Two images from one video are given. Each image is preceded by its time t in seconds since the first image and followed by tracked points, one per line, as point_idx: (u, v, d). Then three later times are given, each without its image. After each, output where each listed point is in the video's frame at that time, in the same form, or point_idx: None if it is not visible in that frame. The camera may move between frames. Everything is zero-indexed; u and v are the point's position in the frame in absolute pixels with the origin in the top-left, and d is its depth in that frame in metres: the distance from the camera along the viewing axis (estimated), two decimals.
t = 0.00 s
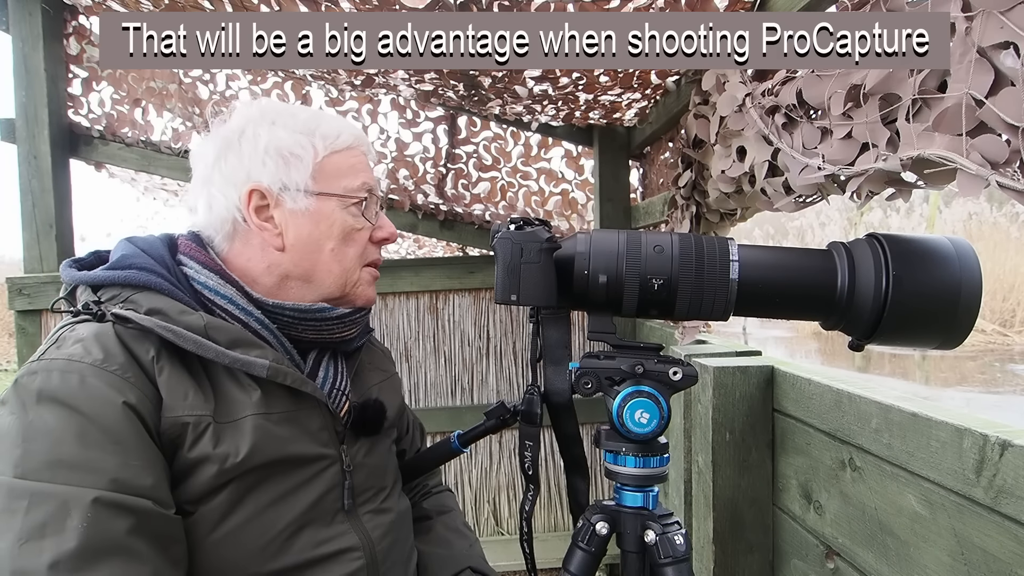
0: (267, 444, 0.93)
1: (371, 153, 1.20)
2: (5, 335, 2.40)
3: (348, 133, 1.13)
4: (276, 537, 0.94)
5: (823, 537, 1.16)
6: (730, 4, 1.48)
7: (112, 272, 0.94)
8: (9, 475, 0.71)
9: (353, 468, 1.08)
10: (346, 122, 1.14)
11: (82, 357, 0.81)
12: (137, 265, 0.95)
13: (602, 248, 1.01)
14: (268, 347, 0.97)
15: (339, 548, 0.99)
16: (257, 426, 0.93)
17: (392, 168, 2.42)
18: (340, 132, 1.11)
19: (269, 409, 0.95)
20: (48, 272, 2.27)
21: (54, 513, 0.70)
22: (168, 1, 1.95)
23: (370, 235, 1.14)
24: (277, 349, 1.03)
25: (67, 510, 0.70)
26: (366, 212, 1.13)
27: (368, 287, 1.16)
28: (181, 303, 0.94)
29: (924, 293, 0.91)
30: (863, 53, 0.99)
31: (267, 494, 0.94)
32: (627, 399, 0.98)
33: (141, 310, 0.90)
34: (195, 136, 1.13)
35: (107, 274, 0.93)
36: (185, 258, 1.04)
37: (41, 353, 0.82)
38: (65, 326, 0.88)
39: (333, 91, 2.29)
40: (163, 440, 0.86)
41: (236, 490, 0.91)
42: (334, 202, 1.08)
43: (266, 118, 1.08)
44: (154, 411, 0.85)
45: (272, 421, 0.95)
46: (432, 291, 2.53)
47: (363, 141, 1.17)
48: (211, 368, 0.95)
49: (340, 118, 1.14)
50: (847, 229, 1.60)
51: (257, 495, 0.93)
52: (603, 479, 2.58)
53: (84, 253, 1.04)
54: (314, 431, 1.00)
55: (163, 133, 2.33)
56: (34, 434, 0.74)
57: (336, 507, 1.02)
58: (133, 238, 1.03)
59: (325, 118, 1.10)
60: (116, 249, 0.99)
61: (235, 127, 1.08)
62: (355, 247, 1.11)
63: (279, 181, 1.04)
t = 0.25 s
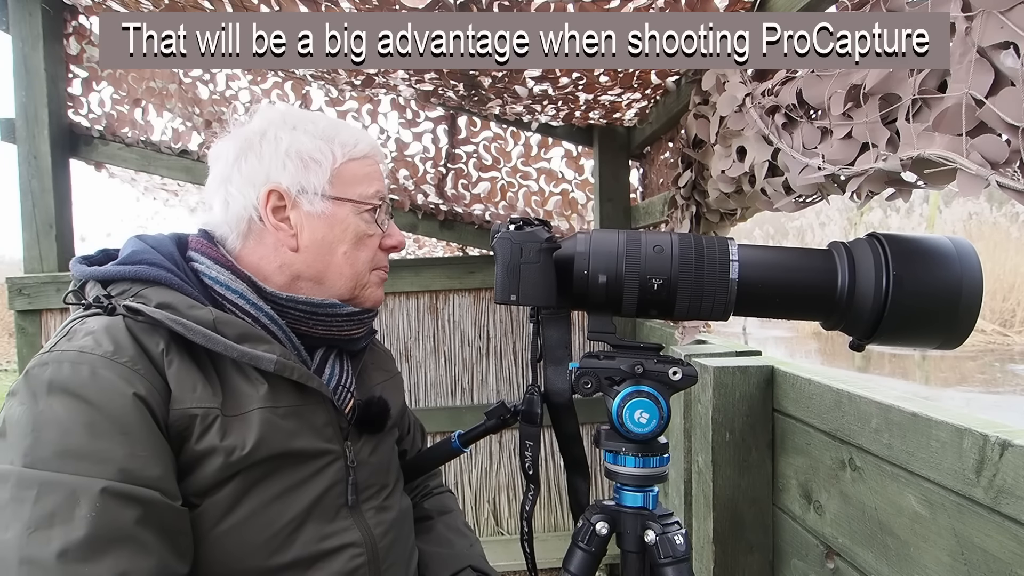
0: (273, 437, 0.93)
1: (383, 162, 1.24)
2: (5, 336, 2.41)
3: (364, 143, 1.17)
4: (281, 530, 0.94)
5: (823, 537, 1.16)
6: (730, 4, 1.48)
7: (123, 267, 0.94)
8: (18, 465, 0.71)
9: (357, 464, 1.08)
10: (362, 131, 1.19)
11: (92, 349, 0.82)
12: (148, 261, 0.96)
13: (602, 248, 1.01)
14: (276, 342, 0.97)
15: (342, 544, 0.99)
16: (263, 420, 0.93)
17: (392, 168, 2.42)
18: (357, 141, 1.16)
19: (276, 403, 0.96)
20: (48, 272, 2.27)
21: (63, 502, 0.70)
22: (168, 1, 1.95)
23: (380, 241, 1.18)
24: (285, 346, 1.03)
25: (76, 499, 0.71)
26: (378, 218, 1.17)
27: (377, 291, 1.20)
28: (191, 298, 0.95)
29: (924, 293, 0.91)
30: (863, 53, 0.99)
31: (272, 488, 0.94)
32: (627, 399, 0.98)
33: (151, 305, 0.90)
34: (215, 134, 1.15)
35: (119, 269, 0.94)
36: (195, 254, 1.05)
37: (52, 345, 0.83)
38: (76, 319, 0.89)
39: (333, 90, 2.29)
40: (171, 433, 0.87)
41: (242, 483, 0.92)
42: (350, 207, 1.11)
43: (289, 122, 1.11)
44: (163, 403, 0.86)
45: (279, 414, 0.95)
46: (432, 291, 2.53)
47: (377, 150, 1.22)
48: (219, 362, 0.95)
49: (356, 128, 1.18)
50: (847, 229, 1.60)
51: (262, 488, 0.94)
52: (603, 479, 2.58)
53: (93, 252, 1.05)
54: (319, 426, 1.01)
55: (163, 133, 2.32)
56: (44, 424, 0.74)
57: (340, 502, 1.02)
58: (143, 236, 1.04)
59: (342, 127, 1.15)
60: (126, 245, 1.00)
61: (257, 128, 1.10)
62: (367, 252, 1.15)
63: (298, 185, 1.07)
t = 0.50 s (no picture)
0: (277, 435, 0.94)
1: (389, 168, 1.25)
2: (4, 336, 2.41)
3: (372, 149, 1.17)
4: (283, 528, 0.94)
5: (823, 538, 1.16)
6: (730, 4, 1.48)
7: (130, 265, 0.94)
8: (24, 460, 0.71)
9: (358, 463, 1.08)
10: (370, 137, 1.19)
11: (99, 346, 0.82)
12: (155, 259, 0.96)
13: (602, 249, 1.01)
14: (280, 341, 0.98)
15: (343, 543, 0.99)
16: (267, 417, 0.93)
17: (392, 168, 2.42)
18: (366, 147, 1.16)
19: (280, 401, 0.96)
20: (48, 272, 2.27)
21: (69, 497, 0.70)
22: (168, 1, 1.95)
23: (384, 246, 1.18)
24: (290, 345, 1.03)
25: (81, 494, 0.71)
26: (383, 223, 1.18)
27: (379, 295, 1.20)
28: (197, 297, 0.95)
29: (924, 293, 0.91)
30: (863, 53, 0.99)
31: (275, 486, 0.95)
32: (627, 399, 0.98)
33: (156, 302, 0.91)
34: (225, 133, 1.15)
35: (126, 267, 0.94)
36: (201, 253, 1.05)
37: (59, 342, 0.83)
38: (81, 316, 0.89)
39: (333, 90, 2.29)
40: (176, 430, 0.87)
41: (245, 480, 0.92)
42: (356, 212, 1.12)
43: (299, 126, 1.12)
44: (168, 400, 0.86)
45: (283, 412, 0.96)
46: (432, 291, 2.53)
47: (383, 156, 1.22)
48: (224, 360, 0.96)
49: (364, 133, 1.19)
50: (847, 229, 1.60)
51: (265, 486, 0.94)
52: (603, 479, 2.58)
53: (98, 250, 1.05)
54: (321, 425, 1.01)
55: (163, 133, 2.32)
56: (50, 420, 0.74)
57: (341, 501, 1.02)
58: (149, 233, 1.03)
59: (351, 132, 1.15)
60: (132, 244, 1.00)
61: (268, 131, 1.11)
62: (371, 257, 1.16)
63: (305, 188, 1.07)
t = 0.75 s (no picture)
0: (277, 434, 0.94)
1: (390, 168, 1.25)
2: (4, 336, 2.41)
3: (372, 149, 1.17)
4: (283, 528, 0.94)
5: (823, 537, 1.16)
6: (730, 4, 1.48)
7: (131, 266, 0.94)
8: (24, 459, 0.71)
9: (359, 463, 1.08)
10: (370, 137, 1.19)
11: (100, 346, 0.82)
12: (155, 259, 0.96)
13: (602, 249, 1.01)
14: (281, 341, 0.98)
15: (343, 542, 0.99)
16: (267, 417, 0.93)
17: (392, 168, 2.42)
18: (366, 147, 1.16)
19: (280, 401, 0.96)
20: (48, 272, 2.27)
21: (69, 496, 0.70)
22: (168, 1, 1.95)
23: (384, 246, 1.18)
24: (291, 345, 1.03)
25: (81, 494, 0.71)
26: (383, 223, 1.18)
27: (379, 296, 1.20)
28: (197, 297, 0.95)
29: (924, 293, 0.91)
30: (863, 53, 0.99)
31: (275, 486, 0.95)
32: (627, 399, 0.98)
33: (157, 302, 0.91)
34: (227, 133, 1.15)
35: (126, 268, 0.93)
36: (201, 253, 1.05)
37: (60, 342, 0.84)
38: (82, 316, 0.89)
39: (333, 90, 2.29)
40: (176, 429, 0.87)
41: (246, 480, 0.92)
42: (356, 213, 1.12)
43: (300, 126, 1.12)
44: (169, 400, 0.86)
45: (283, 412, 0.96)
46: (432, 291, 2.53)
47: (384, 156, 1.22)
48: (224, 360, 0.96)
49: (365, 133, 1.19)
50: (847, 229, 1.60)
51: (265, 486, 0.94)
52: (603, 479, 2.58)
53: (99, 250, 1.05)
54: (321, 425, 1.01)
55: (163, 133, 2.32)
56: (51, 419, 0.74)
57: (341, 501, 1.02)
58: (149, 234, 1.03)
59: (352, 132, 1.15)
60: (133, 244, 1.00)
61: (269, 131, 1.11)
62: (370, 257, 1.16)
63: (306, 188, 1.07)
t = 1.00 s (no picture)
0: (275, 435, 0.94)
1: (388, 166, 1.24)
2: (5, 336, 2.41)
3: (370, 148, 1.18)
4: (283, 528, 0.94)
5: (823, 537, 1.16)
6: (730, 4, 1.48)
7: (129, 266, 0.94)
8: (23, 460, 0.71)
9: (358, 463, 1.08)
10: (368, 136, 1.19)
11: (98, 346, 0.82)
12: (153, 260, 0.96)
13: (602, 249, 1.01)
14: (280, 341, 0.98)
15: (343, 542, 0.99)
16: (266, 418, 0.93)
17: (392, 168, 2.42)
18: (364, 146, 1.16)
19: (279, 401, 0.96)
20: (48, 272, 2.27)
21: (68, 497, 0.70)
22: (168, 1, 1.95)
23: (382, 245, 1.18)
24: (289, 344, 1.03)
25: (80, 495, 0.71)
26: (381, 222, 1.18)
27: (376, 295, 1.20)
28: (195, 298, 0.95)
29: (924, 293, 0.91)
30: (863, 53, 0.99)
31: (274, 486, 0.95)
32: (627, 399, 0.98)
33: (156, 303, 0.91)
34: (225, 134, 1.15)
35: (124, 268, 0.94)
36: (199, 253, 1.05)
37: (58, 342, 0.83)
38: (81, 316, 0.89)
39: (333, 91, 2.29)
40: (175, 429, 0.87)
41: (244, 481, 0.92)
42: (354, 211, 1.12)
43: (297, 125, 1.12)
44: (168, 400, 0.86)
45: (282, 412, 0.96)
46: (432, 291, 2.53)
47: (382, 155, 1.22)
48: (223, 360, 0.96)
49: (363, 133, 1.19)
50: (847, 229, 1.60)
51: (264, 487, 0.94)
52: (603, 479, 2.58)
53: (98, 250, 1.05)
54: (320, 425, 1.01)
55: (163, 133, 2.32)
56: (50, 420, 0.74)
57: (341, 501, 1.02)
58: (147, 233, 1.03)
59: (349, 131, 1.15)
60: (131, 244, 0.99)
61: (267, 131, 1.11)
62: (369, 256, 1.16)
63: (303, 187, 1.07)
